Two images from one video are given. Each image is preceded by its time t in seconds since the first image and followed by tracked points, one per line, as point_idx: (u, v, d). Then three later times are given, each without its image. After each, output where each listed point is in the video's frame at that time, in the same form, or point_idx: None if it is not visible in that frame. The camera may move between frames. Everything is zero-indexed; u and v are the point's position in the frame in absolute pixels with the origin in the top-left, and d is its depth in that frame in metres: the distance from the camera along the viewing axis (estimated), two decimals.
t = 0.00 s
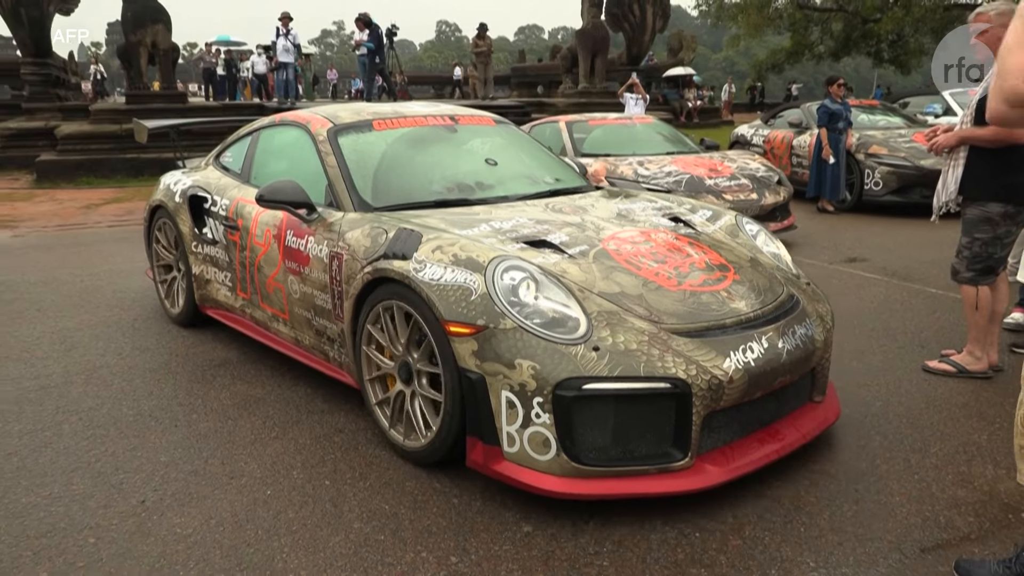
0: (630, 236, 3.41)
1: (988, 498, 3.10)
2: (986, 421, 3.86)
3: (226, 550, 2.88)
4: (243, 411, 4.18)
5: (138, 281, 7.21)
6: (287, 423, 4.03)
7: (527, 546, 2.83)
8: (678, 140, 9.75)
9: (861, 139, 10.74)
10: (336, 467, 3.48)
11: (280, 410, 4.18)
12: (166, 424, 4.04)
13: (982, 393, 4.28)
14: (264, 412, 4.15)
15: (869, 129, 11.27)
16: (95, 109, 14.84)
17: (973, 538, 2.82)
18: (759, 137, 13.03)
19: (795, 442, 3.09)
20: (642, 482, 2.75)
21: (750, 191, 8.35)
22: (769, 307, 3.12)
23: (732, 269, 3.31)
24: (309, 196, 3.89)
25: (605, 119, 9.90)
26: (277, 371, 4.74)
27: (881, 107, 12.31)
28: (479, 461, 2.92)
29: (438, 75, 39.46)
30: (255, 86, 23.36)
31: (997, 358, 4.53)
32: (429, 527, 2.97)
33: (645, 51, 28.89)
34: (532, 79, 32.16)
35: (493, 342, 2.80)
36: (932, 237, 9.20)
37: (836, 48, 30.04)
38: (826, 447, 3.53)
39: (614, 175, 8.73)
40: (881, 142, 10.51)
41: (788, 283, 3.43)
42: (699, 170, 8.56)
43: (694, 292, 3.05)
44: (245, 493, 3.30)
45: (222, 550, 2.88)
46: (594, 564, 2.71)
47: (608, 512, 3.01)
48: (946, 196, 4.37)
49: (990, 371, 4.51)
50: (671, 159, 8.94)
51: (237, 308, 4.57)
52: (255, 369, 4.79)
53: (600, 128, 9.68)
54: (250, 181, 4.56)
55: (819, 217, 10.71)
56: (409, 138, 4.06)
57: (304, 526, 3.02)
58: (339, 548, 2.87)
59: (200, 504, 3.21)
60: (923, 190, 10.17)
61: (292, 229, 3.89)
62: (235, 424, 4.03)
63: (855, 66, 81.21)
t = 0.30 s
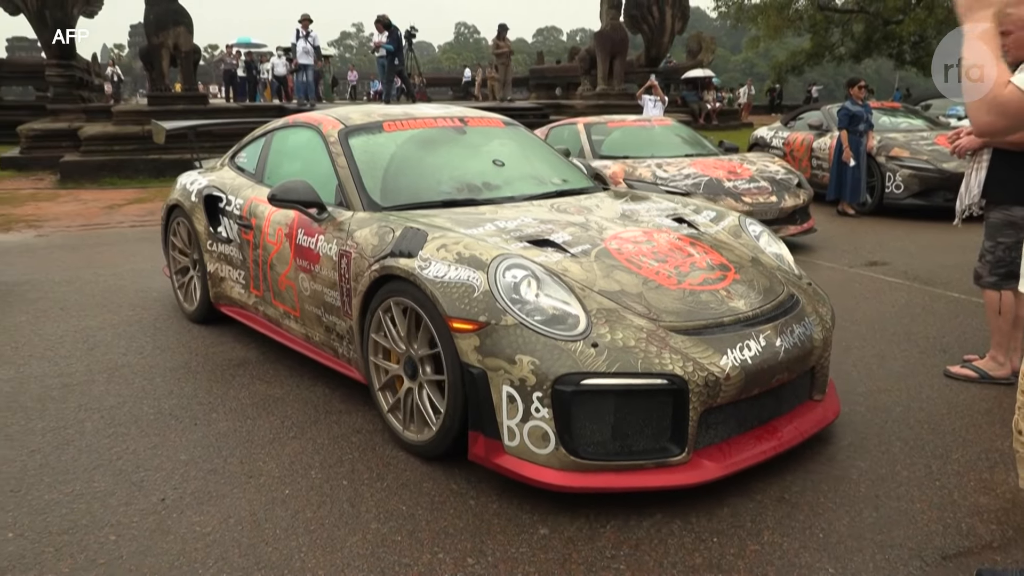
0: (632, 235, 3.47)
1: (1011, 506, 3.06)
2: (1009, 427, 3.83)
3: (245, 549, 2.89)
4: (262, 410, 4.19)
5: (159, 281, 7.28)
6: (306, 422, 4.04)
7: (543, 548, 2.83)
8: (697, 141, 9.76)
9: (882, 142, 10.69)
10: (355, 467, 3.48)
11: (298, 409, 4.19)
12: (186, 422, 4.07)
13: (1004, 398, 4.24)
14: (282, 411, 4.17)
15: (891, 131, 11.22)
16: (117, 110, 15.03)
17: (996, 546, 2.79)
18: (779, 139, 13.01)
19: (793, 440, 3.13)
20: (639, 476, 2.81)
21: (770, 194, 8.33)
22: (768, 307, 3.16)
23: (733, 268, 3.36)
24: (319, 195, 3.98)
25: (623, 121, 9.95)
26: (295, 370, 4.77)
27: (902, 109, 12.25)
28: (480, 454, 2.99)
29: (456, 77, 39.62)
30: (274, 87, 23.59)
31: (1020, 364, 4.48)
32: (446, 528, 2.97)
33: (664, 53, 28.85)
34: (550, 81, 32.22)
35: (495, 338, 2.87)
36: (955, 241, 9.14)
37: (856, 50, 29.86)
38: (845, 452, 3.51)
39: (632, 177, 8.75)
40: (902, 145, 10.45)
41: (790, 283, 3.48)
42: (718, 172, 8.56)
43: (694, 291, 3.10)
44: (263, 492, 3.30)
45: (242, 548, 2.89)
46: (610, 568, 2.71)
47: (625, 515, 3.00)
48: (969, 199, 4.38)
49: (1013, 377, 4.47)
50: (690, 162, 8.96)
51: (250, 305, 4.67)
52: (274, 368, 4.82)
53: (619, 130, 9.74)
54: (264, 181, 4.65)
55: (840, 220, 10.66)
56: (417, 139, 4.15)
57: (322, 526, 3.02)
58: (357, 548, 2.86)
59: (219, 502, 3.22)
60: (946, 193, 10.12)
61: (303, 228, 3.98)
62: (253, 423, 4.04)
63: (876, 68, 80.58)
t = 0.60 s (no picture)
0: (641, 237, 3.53)
1: None
2: None
3: (271, 548, 2.90)
4: (288, 410, 4.22)
5: (189, 282, 7.40)
6: (330, 424, 4.06)
7: (567, 553, 2.81)
8: (724, 145, 9.74)
9: (913, 145, 10.58)
10: (380, 468, 3.49)
11: (324, 410, 4.22)
12: (214, 421, 4.11)
13: None
14: (308, 412, 4.19)
15: (922, 136, 11.12)
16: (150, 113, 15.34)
17: None
18: (808, 143, 12.96)
19: (796, 439, 3.18)
20: (642, 472, 2.87)
21: (798, 199, 8.25)
22: (773, 308, 3.21)
23: (740, 270, 3.41)
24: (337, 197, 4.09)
25: (650, 125, 9.99)
26: (321, 371, 4.81)
27: (934, 113, 12.16)
28: (488, 448, 3.07)
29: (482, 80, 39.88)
30: (303, 91, 23.92)
31: None
32: (470, 531, 2.97)
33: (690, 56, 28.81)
34: (577, 84, 32.29)
35: (503, 335, 2.95)
36: (987, 248, 9.03)
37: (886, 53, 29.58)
38: (874, 461, 3.45)
39: (658, 181, 8.77)
40: (933, 149, 10.37)
41: (798, 286, 3.52)
42: (745, 177, 8.50)
43: (700, 291, 3.16)
44: (289, 491, 3.32)
45: (268, 548, 2.90)
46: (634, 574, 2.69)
47: (650, 521, 2.98)
48: (1003, 205, 4.36)
49: None
50: (717, 166, 8.92)
51: (271, 303, 4.79)
52: (300, 369, 4.86)
53: (645, 133, 9.80)
54: (286, 183, 4.78)
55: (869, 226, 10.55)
56: (434, 141, 4.24)
57: (347, 526, 3.02)
58: (382, 549, 2.87)
59: (246, 501, 3.24)
60: (978, 199, 10.00)
61: (322, 228, 4.09)
62: (280, 423, 4.07)
63: (908, 72, 79.60)
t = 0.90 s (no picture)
0: (650, 238, 3.62)
1: None
2: None
3: (299, 549, 2.93)
4: (317, 412, 4.26)
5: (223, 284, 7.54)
6: (358, 426, 4.07)
7: (593, 559, 2.81)
8: (754, 150, 9.68)
9: (949, 151, 10.52)
10: (407, 472, 3.50)
11: (353, 412, 4.25)
12: (244, 422, 4.15)
13: None
14: (337, 414, 4.22)
15: (957, 141, 10.99)
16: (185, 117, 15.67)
17: None
18: (840, 148, 12.86)
19: (799, 438, 3.24)
20: (644, 466, 2.95)
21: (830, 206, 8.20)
22: (778, 308, 3.27)
23: (746, 271, 3.47)
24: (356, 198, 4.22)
25: (679, 130, 10.00)
26: (350, 373, 4.86)
27: (970, 117, 12.01)
28: (496, 441, 3.17)
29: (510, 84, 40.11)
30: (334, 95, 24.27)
31: None
32: (496, 536, 2.98)
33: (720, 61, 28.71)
34: (606, 88, 32.34)
35: (511, 332, 3.05)
36: None
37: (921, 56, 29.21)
38: (907, 471, 3.40)
39: (688, 187, 8.70)
40: (970, 155, 10.27)
41: (805, 288, 3.57)
42: (776, 182, 8.42)
43: (704, 291, 3.23)
44: (317, 493, 3.35)
45: (296, 549, 2.93)
46: None
47: (678, 529, 2.96)
48: None
49: None
50: (747, 171, 8.82)
51: (293, 302, 4.94)
52: (330, 372, 4.90)
53: (674, 139, 9.79)
54: (309, 185, 4.93)
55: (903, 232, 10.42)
56: (451, 145, 4.36)
57: (374, 529, 3.05)
58: (408, 552, 2.89)
59: (276, 502, 3.28)
60: (1015, 205, 9.87)
61: (341, 229, 4.22)
62: (309, 425, 4.10)
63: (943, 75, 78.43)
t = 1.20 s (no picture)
0: (658, 240, 3.70)
1: None
2: None
3: (328, 552, 2.91)
4: (345, 416, 4.25)
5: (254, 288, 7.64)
6: (387, 430, 4.03)
7: (622, 567, 2.76)
8: (785, 155, 9.53)
9: (986, 155, 10.32)
10: (434, 476, 3.48)
11: (381, 416, 4.23)
12: (273, 425, 4.15)
13: None
14: (365, 417, 4.21)
15: (993, 145, 10.85)
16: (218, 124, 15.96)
17: None
18: (872, 152, 12.75)
19: (802, 435, 3.30)
20: (648, 461, 3.04)
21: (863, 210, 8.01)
22: (782, 308, 3.34)
23: (752, 272, 3.54)
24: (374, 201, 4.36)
25: (708, 135, 9.91)
26: (377, 377, 4.87)
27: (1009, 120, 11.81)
28: (505, 436, 3.28)
29: (538, 90, 40.25)
30: (364, 102, 24.61)
31: None
32: (524, 543, 2.93)
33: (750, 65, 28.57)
34: (634, 93, 32.33)
35: (519, 330, 3.15)
36: None
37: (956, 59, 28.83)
38: (944, 483, 3.31)
39: (717, 192, 8.61)
40: (1008, 159, 10.07)
41: (810, 289, 3.63)
42: (807, 187, 8.24)
43: (709, 291, 3.31)
44: (346, 496, 3.33)
45: (325, 553, 2.91)
46: None
47: (708, 538, 2.92)
48: None
49: None
50: (778, 176, 8.65)
51: (315, 302, 5.09)
52: (358, 376, 4.91)
53: (703, 143, 9.71)
54: (330, 189, 5.08)
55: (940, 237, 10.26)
56: (466, 150, 4.48)
57: (402, 533, 3.02)
58: (436, 557, 2.86)
59: (304, 506, 3.26)
60: None
61: (360, 231, 4.36)
62: (338, 429, 4.09)
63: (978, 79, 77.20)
